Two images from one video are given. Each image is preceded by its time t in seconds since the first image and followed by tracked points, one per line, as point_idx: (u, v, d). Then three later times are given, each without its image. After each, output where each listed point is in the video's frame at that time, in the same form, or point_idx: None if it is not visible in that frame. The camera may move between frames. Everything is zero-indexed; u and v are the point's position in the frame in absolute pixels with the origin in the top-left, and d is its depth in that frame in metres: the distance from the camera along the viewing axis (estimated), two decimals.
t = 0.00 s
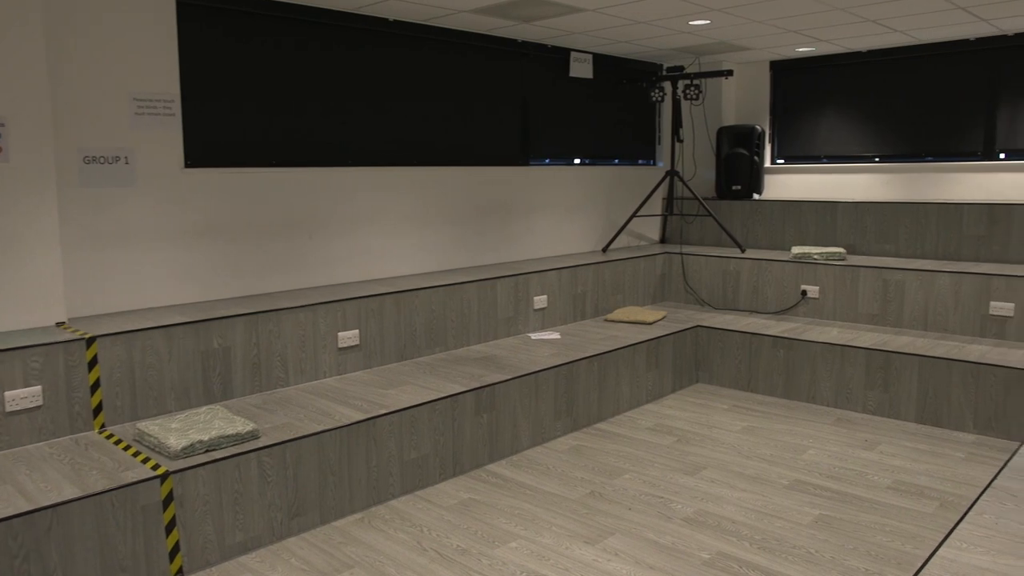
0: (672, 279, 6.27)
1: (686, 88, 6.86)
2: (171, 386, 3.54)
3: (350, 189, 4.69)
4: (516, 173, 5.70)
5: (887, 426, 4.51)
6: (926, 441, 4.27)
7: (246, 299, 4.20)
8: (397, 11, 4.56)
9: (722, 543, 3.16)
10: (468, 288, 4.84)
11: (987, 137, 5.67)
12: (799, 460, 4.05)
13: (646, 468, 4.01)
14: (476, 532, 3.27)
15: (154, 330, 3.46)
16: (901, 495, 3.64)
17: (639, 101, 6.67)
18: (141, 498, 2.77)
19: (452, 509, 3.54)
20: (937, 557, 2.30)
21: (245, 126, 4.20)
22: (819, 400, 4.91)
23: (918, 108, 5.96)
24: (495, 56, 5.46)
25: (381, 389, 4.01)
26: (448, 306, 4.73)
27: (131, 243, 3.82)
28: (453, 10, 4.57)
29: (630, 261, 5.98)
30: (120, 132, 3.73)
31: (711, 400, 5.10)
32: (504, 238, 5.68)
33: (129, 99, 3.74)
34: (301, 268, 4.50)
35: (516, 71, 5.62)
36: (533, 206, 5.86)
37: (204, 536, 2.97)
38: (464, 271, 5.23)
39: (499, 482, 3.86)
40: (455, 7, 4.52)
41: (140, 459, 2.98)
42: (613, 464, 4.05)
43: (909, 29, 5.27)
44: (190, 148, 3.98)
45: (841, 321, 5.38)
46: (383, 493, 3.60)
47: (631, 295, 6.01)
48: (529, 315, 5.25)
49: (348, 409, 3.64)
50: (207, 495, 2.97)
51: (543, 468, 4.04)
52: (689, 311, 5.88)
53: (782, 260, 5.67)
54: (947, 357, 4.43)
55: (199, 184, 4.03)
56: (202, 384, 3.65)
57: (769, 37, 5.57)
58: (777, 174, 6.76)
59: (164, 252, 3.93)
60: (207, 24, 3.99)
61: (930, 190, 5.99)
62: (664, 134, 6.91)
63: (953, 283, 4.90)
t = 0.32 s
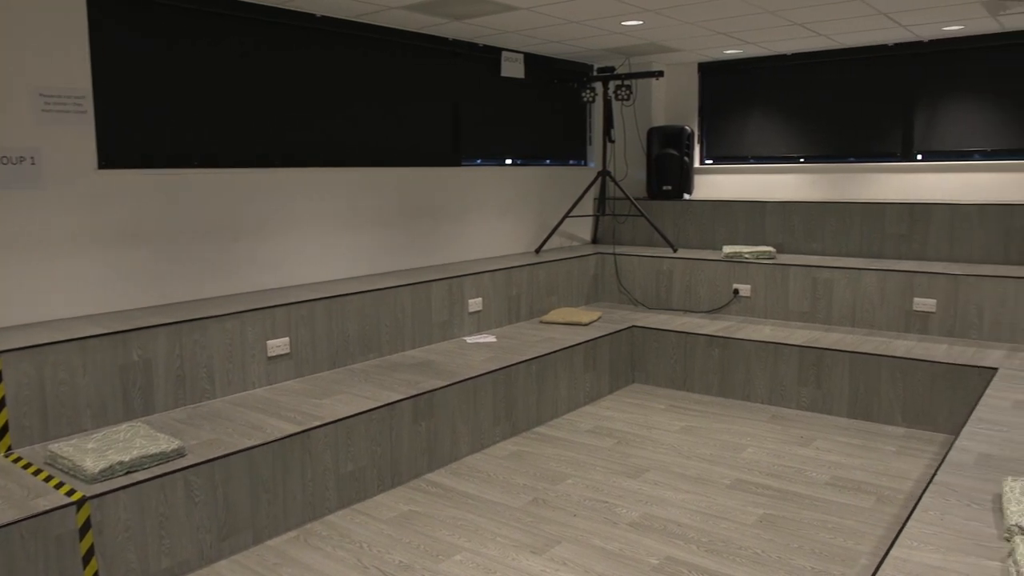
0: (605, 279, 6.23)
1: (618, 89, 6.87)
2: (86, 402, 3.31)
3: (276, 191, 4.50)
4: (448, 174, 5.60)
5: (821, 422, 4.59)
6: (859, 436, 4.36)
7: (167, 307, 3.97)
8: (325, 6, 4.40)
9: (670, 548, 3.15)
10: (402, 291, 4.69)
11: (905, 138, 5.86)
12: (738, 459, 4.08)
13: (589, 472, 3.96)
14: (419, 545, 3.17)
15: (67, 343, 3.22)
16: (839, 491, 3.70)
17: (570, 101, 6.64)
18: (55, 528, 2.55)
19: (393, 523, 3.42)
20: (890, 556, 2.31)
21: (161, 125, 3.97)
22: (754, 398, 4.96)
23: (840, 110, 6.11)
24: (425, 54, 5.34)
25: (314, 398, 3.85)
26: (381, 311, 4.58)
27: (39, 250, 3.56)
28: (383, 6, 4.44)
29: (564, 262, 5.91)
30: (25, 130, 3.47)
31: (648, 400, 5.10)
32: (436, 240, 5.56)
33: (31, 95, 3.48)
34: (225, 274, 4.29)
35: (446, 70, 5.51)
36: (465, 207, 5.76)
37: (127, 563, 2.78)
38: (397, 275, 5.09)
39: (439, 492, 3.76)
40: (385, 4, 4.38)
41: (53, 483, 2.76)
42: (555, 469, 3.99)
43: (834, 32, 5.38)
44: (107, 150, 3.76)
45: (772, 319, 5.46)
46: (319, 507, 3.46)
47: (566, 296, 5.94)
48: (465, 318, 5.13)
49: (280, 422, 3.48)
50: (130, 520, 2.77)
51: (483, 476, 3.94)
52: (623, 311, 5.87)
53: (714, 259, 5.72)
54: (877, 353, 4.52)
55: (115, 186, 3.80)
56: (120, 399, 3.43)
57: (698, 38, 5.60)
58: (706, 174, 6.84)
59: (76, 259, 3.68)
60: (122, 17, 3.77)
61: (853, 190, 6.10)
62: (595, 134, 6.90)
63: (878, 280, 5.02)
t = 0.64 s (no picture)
0: (541, 280, 6.15)
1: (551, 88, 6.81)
2: None
3: (199, 191, 4.27)
4: (379, 173, 5.43)
5: (760, 420, 4.62)
6: (798, 432, 4.41)
7: (81, 316, 3.71)
8: None
9: (622, 554, 3.12)
10: (335, 294, 4.51)
11: (832, 139, 5.98)
12: (681, 460, 4.07)
13: (533, 478, 3.88)
14: (362, 562, 3.04)
15: None
16: (783, 490, 3.71)
17: (504, 100, 6.54)
18: None
19: (333, 539, 3.27)
20: (848, 557, 2.30)
21: (144, 124, 4.00)
22: (693, 397, 4.97)
23: (768, 111, 6.20)
24: (355, 50, 5.16)
25: (244, 410, 3.66)
26: (313, 316, 4.39)
27: None
28: None
29: (500, 263, 5.80)
30: None
31: (588, 401, 5.05)
32: (368, 242, 5.39)
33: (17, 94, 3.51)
34: (145, 280, 4.04)
35: (376, 67, 5.34)
36: (398, 207, 5.60)
37: None
38: (329, 278, 4.90)
39: (380, 504, 3.62)
40: None
41: None
42: (498, 476, 3.91)
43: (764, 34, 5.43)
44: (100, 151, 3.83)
45: (708, 318, 5.49)
46: (253, 525, 3.29)
47: (502, 298, 5.82)
48: (400, 322, 4.96)
49: (208, 437, 3.29)
50: (43, 550, 2.56)
51: (424, 485, 3.82)
52: (560, 312, 5.81)
53: (650, 259, 5.71)
54: (813, 350, 4.57)
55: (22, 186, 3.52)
56: (30, 418, 3.18)
57: (632, 38, 5.59)
58: (639, 174, 6.85)
59: None
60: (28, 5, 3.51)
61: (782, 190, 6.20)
62: (528, 134, 6.82)
63: (812, 278, 5.09)
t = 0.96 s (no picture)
0: (484, 282, 6.04)
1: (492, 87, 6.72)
2: None
3: (128, 191, 4.03)
4: (318, 173, 5.24)
5: (709, 419, 4.63)
6: (748, 431, 4.44)
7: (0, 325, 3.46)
8: None
9: (584, 561, 3.07)
10: (276, 299, 4.32)
11: (771, 139, 6.06)
12: (635, 463, 4.05)
13: (488, 485, 3.79)
14: None
15: None
16: (738, 490, 3.72)
17: (444, 99, 6.41)
18: None
19: (282, 557, 3.12)
20: (821, 557, 2.28)
21: (144, 124, 4.11)
22: (642, 397, 4.96)
23: (708, 111, 6.26)
24: (292, 46, 4.98)
25: (182, 423, 3.46)
26: (253, 322, 4.19)
27: None
28: None
29: (444, 264, 5.67)
30: None
31: (537, 404, 4.98)
32: (307, 244, 5.19)
33: (19, 93, 3.57)
34: (70, 286, 3.79)
35: (314, 63, 5.17)
36: (338, 208, 5.43)
37: None
38: (268, 282, 4.69)
39: (330, 517, 3.47)
40: None
41: None
42: (452, 483, 3.81)
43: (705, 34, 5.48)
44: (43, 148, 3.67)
45: (654, 317, 5.49)
46: (195, 545, 3.11)
47: (446, 300, 5.68)
48: (343, 327, 4.78)
49: (145, 452, 3.10)
50: None
51: (375, 495, 3.69)
52: (506, 313, 5.72)
53: (595, 259, 5.69)
54: (761, 349, 4.61)
55: None
56: None
57: (575, 36, 5.56)
58: (581, 174, 6.84)
59: None
60: None
61: (723, 189, 6.29)
62: (469, 133, 6.70)
63: (756, 277, 5.16)
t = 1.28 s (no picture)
0: (437, 284, 5.95)
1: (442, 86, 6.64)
2: None
3: (72, 192, 3.84)
4: (266, 173, 5.08)
5: (669, 418, 4.66)
6: (708, 430, 4.48)
7: None
8: None
9: (558, 567, 3.04)
10: (227, 305, 4.16)
11: (721, 138, 6.13)
12: (599, 464, 4.03)
13: (453, 491, 3.73)
14: None
15: None
16: (703, 489, 3.74)
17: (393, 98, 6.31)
18: None
19: (245, 573, 2.99)
20: (804, 556, 2.29)
21: (136, 125, 4.21)
22: (601, 398, 4.96)
23: (658, 112, 6.31)
24: (238, 42, 4.82)
25: (133, 436, 3.30)
26: (204, 328, 4.03)
27: None
28: None
29: (397, 267, 5.56)
30: None
31: (495, 407, 4.92)
32: (256, 248, 5.02)
33: (22, 92, 3.64)
34: (10, 293, 3.59)
35: (261, 60, 5.01)
36: (287, 210, 5.27)
37: None
38: (216, 286, 4.51)
39: (292, 530, 3.35)
40: None
41: None
42: (416, 491, 3.73)
43: (655, 36, 5.52)
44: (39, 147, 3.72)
45: (609, 318, 5.51)
46: (150, 564, 2.97)
47: (399, 303, 5.58)
48: (295, 331, 4.63)
49: (95, 469, 2.94)
50: None
51: (337, 506, 3.58)
52: (460, 316, 5.65)
53: (549, 261, 5.66)
54: (719, 348, 4.66)
55: None
56: None
57: (526, 36, 5.53)
58: (531, 174, 6.81)
59: None
60: None
61: (673, 189, 6.36)
62: (418, 133, 6.59)
63: (709, 276, 5.22)
